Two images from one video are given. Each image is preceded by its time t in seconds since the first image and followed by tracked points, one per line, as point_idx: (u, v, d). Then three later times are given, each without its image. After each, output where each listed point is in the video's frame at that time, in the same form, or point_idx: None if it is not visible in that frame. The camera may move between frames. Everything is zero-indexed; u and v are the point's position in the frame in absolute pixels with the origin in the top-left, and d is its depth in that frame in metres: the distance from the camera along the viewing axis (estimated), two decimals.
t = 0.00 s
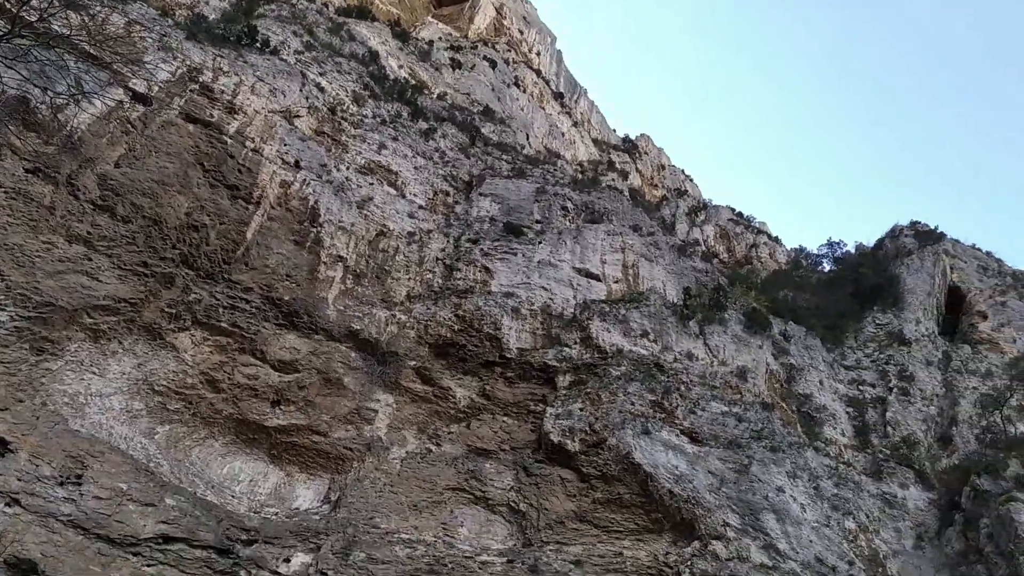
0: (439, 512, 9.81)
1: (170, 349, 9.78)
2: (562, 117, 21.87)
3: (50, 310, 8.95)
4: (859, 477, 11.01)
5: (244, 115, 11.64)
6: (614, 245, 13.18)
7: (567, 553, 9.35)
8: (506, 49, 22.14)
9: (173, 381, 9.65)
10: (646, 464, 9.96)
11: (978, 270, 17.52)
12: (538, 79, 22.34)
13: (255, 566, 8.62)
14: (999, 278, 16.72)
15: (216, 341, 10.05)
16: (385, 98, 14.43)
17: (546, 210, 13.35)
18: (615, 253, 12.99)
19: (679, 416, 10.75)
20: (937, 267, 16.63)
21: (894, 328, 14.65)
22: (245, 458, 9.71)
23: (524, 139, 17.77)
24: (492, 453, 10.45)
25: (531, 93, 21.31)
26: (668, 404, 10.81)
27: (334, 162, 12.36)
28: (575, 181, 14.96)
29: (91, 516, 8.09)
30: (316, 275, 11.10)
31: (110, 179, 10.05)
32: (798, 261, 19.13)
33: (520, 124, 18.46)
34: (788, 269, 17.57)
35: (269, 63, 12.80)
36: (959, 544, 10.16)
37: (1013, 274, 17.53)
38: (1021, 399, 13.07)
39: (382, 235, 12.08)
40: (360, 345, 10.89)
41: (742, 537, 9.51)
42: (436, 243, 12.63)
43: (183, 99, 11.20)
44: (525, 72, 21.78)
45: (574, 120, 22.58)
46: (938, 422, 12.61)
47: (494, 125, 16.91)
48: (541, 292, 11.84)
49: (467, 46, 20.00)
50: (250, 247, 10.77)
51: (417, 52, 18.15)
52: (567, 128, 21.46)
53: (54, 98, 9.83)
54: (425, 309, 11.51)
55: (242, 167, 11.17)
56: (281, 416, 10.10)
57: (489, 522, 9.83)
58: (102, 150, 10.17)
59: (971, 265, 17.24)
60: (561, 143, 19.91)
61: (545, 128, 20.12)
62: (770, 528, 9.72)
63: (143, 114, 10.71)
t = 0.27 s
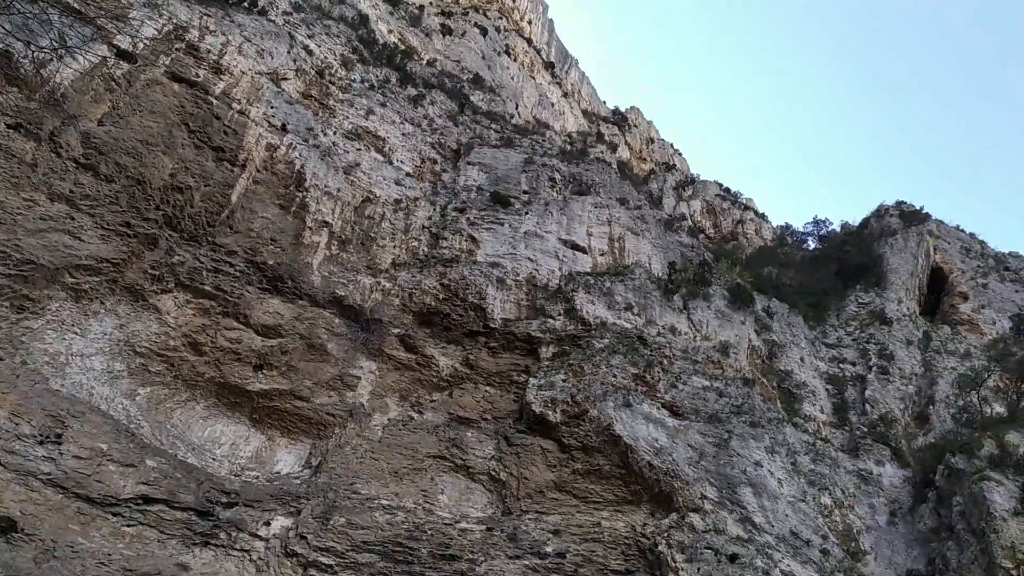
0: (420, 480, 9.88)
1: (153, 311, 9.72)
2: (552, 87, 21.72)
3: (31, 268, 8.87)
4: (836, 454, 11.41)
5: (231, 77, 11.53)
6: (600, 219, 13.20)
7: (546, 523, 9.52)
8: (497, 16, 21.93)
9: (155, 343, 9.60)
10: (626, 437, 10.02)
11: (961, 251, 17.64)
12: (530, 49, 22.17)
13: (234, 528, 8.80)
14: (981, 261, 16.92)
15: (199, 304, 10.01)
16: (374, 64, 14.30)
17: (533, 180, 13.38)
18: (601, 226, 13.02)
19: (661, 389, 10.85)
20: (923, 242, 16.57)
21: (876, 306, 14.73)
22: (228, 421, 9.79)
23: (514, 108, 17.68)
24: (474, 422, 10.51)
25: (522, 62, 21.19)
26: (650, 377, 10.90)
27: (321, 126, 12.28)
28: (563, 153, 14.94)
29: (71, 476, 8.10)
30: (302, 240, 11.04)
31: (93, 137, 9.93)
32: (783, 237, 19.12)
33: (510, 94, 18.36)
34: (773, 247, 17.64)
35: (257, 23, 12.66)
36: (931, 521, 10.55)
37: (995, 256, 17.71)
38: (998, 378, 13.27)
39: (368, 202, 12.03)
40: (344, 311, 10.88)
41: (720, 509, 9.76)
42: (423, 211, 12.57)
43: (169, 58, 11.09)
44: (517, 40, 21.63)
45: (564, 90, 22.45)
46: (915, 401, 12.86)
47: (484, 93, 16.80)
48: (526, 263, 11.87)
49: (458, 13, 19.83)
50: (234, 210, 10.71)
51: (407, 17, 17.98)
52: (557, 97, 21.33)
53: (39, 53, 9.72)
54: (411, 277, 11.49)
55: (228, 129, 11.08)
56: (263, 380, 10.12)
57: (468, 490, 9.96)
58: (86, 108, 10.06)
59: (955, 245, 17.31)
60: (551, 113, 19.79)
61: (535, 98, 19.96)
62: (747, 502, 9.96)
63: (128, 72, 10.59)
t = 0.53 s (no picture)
0: (405, 446, 9.98)
1: (138, 273, 9.66)
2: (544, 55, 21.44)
3: (14, 227, 8.79)
4: (819, 428, 11.83)
5: (219, 37, 11.38)
6: (589, 190, 13.22)
7: (529, 491, 9.80)
8: None
9: (140, 305, 9.55)
10: (610, 407, 10.15)
11: (948, 230, 17.49)
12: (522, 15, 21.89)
13: (218, 491, 8.91)
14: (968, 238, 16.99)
15: (185, 267, 9.96)
16: (364, 27, 14.11)
17: (523, 149, 13.35)
18: (590, 197, 13.04)
19: (646, 361, 10.95)
20: (910, 219, 16.63)
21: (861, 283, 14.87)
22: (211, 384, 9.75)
23: (505, 76, 17.53)
24: (459, 389, 10.57)
25: (513, 30, 20.97)
26: (636, 349, 10.98)
27: (310, 90, 12.17)
28: (554, 123, 14.87)
29: (54, 435, 8.12)
30: (289, 204, 10.98)
31: (78, 95, 9.81)
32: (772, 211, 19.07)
33: (502, 62, 18.18)
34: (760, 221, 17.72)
35: None
36: (908, 495, 11.01)
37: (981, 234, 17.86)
38: (979, 356, 13.61)
39: (357, 167, 11.96)
40: (331, 277, 10.85)
41: (701, 481, 10.04)
42: (411, 177, 12.49)
43: (156, 17, 10.94)
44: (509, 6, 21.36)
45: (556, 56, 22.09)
46: (897, 377, 13.17)
47: (476, 60, 16.64)
48: (515, 233, 11.89)
49: None
50: (222, 173, 10.63)
51: None
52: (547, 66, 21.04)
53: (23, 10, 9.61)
54: (398, 244, 11.46)
55: (216, 90, 10.96)
56: (248, 345, 10.10)
57: (452, 457, 10.09)
58: (72, 66, 9.95)
59: (941, 223, 17.21)
60: (542, 83, 19.64)
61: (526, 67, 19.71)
62: (728, 474, 10.25)
63: (113, 31, 10.46)
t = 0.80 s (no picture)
0: (391, 413, 10.03)
1: (125, 235, 9.59)
2: (536, 24, 20.91)
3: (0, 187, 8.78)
4: (802, 403, 11.93)
5: None
6: (580, 160, 13.19)
7: (514, 460, 9.96)
8: None
9: (127, 268, 9.50)
10: (597, 378, 10.20)
11: (936, 208, 17.68)
12: None
13: (205, 455, 8.94)
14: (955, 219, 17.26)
15: (172, 231, 9.87)
16: None
17: (515, 118, 13.32)
18: (581, 168, 13.04)
19: (634, 333, 11.01)
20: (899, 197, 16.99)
21: (849, 260, 15.11)
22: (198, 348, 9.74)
23: (498, 44, 17.34)
24: (446, 358, 10.63)
25: None
26: (623, 321, 11.01)
27: (300, 53, 12.04)
28: (547, 92, 14.80)
29: (39, 396, 8.10)
30: (278, 169, 10.92)
31: (64, 53, 9.66)
32: (763, 187, 19.05)
33: (496, 29, 17.92)
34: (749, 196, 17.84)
35: None
36: (889, 470, 11.41)
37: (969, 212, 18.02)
38: (963, 334, 13.95)
39: (347, 133, 11.89)
40: (319, 244, 10.81)
41: (685, 453, 10.12)
42: (403, 144, 12.50)
43: None
44: None
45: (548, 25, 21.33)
46: (881, 353, 13.44)
47: (469, 27, 16.45)
48: (505, 202, 11.91)
49: None
50: (210, 135, 10.52)
51: None
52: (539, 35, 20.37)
53: None
54: (388, 212, 11.42)
55: (205, 51, 10.81)
56: (236, 310, 10.07)
57: (439, 425, 10.19)
58: (58, 23, 9.82)
59: (930, 202, 17.39)
60: (535, 51, 19.31)
61: (518, 35, 19.25)
62: (711, 446, 10.35)
63: None
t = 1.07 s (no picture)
0: (378, 379, 10.04)
1: (111, 195, 9.51)
2: None
3: None
4: (787, 375, 12.12)
5: None
6: (571, 129, 13.17)
7: (500, 428, 10.00)
8: None
9: (113, 229, 9.42)
10: (584, 348, 10.23)
11: (924, 184, 18.18)
12: None
13: (191, 418, 8.92)
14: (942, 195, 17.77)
15: (159, 192, 9.79)
16: None
17: (506, 85, 13.36)
18: (572, 137, 13.01)
19: (621, 303, 11.05)
20: (890, 171, 17.59)
21: (837, 234, 15.36)
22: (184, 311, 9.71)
23: (491, 9, 16.92)
24: (434, 325, 10.64)
25: None
26: (611, 291, 11.05)
27: (290, 15, 12.01)
28: (538, 59, 14.74)
29: (24, 356, 8.05)
30: (267, 132, 10.85)
31: (50, 10, 9.54)
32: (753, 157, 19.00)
33: None
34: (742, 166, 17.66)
35: None
36: (871, 443, 11.55)
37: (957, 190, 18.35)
38: (947, 310, 13.91)
39: (337, 96, 11.85)
40: (307, 208, 10.76)
41: (670, 424, 10.19)
42: (394, 109, 12.47)
43: None
44: None
45: None
46: (867, 327, 13.60)
47: None
48: (495, 168, 11.87)
49: None
50: (198, 96, 10.44)
51: None
52: None
53: None
54: (377, 177, 11.34)
55: (193, 11, 10.64)
56: (223, 274, 10.02)
57: (426, 392, 10.21)
58: None
59: (919, 177, 17.96)
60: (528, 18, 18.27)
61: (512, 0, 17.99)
62: (696, 417, 10.43)
63: None
